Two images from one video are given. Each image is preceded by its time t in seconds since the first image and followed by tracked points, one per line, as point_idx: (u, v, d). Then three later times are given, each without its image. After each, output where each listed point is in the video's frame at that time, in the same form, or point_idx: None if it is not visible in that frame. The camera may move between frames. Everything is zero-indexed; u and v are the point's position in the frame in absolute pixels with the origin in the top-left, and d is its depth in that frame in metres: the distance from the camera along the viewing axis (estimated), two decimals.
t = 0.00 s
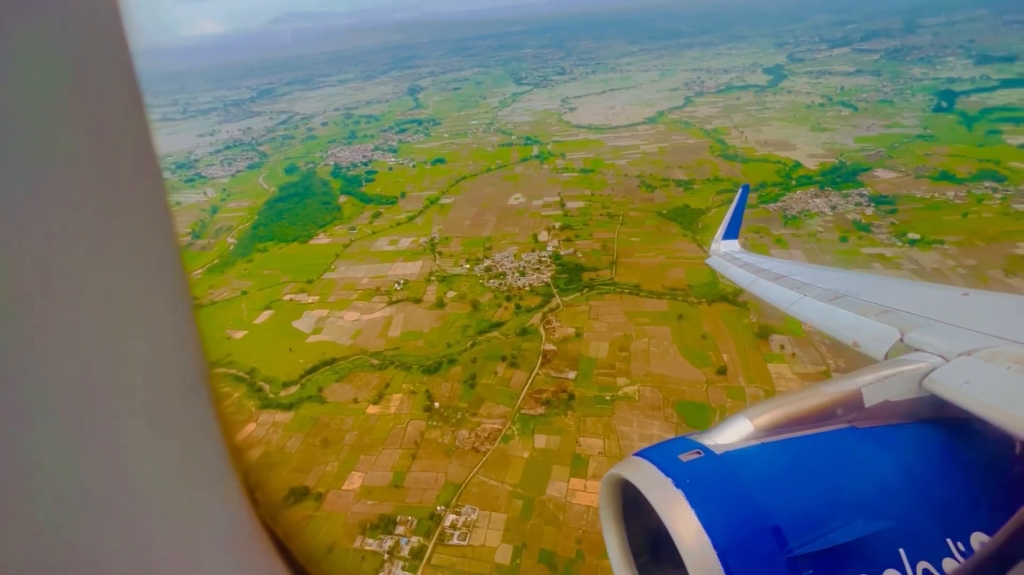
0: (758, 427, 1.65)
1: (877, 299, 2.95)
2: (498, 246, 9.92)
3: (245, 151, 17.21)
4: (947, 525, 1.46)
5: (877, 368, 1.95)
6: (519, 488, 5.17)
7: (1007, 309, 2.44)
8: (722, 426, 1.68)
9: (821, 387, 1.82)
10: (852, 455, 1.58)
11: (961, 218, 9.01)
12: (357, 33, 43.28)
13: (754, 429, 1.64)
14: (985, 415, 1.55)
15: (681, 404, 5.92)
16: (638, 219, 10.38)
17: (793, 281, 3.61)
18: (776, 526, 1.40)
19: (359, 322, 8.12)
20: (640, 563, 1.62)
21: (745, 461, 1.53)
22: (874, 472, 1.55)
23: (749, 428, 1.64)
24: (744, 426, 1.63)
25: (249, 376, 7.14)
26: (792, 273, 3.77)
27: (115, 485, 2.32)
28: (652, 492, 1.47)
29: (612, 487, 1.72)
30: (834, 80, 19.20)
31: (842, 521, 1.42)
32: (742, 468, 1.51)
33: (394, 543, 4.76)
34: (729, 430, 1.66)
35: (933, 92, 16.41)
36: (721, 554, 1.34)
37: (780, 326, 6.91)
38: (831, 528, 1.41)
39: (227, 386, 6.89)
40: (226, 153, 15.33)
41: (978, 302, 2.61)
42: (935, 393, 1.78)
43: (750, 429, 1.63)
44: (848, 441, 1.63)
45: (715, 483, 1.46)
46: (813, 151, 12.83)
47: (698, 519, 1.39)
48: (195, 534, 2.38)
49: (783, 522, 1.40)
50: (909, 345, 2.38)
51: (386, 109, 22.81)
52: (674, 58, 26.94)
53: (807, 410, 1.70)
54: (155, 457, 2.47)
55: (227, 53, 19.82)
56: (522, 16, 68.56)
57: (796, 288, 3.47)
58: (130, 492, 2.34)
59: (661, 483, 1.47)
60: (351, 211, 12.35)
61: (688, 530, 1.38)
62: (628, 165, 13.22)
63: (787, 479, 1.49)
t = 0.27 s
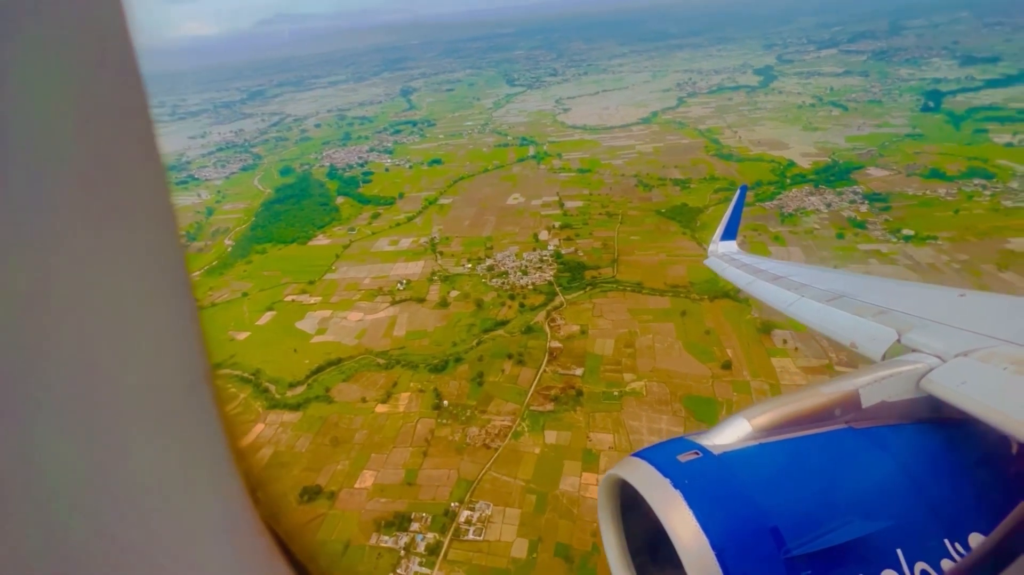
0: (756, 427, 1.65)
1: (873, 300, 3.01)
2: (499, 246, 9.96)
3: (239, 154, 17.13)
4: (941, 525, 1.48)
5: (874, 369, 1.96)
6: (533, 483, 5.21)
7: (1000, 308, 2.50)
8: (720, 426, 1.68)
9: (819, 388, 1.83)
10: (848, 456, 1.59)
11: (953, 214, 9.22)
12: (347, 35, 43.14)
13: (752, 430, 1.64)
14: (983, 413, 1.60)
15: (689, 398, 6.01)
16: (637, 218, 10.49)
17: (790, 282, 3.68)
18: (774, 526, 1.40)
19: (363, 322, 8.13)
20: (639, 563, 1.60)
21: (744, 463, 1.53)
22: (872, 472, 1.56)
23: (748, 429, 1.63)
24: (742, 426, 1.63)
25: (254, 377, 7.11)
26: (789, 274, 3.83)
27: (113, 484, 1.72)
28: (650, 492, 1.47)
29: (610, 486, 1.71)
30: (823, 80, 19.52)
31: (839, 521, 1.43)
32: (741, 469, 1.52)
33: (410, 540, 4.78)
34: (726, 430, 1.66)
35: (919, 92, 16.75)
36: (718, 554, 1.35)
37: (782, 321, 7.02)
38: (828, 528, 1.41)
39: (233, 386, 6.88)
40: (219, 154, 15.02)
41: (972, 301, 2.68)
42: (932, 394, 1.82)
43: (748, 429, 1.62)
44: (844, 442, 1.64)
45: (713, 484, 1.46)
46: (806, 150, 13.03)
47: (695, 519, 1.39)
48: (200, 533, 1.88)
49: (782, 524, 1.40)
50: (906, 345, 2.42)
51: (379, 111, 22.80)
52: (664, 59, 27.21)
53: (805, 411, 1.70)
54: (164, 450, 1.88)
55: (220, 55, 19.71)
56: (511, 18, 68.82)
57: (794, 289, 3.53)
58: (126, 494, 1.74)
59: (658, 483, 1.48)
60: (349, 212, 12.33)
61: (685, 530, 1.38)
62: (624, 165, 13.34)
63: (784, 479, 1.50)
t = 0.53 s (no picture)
0: (754, 431, 1.68)
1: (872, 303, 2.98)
2: (501, 247, 10.01)
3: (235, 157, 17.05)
4: (942, 528, 1.48)
5: (875, 372, 1.98)
6: (545, 480, 5.25)
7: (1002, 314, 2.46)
8: (719, 429, 1.73)
9: (817, 393, 1.87)
10: (847, 459, 1.62)
11: (945, 212, 9.42)
12: (338, 38, 43.06)
13: (750, 434, 1.68)
14: (984, 417, 1.55)
15: (696, 394, 6.08)
16: (637, 218, 10.59)
17: (789, 285, 3.64)
18: (773, 529, 1.42)
19: (367, 323, 8.13)
20: (637, 563, 1.65)
21: (743, 466, 1.56)
22: (871, 476, 1.58)
23: (745, 432, 1.67)
24: (740, 430, 1.67)
25: (260, 380, 7.09)
26: (788, 277, 3.79)
27: (123, 488, 2.07)
28: (649, 494, 1.50)
29: (610, 488, 1.74)
30: (813, 82, 19.82)
31: (836, 524, 1.45)
32: (740, 471, 1.55)
33: (427, 537, 4.80)
34: (725, 433, 1.70)
35: (907, 93, 17.06)
36: (717, 557, 1.36)
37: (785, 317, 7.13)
38: (826, 531, 1.43)
39: (240, 388, 6.85)
40: (214, 158, 14.46)
41: (972, 305, 2.64)
42: (931, 397, 1.79)
43: (745, 432, 1.66)
44: (843, 445, 1.67)
45: (713, 486, 1.49)
46: (800, 151, 13.23)
47: (695, 522, 1.41)
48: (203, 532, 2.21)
49: (780, 526, 1.43)
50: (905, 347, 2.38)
51: (374, 113, 22.80)
52: (655, 62, 27.46)
53: (803, 414, 1.75)
54: (171, 453, 2.26)
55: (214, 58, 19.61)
56: (501, 22, 69.06)
57: (792, 291, 3.49)
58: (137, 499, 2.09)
59: (659, 486, 1.50)
60: (348, 214, 12.32)
61: (685, 534, 1.40)
62: (621, 166, 13.46)
63: (784, 483, 1.52)
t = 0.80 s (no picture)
0: (755, 434, 1.74)
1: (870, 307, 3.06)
2: (503, 249, 10.06)
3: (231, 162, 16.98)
4: (941, 534, 1.51)
5: (874, 377, 2.06)
6: (559, 478, 5.29)
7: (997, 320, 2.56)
8: (721, 433, 1.78)
9: (818, 396, 1.93)
10: (845, 464, 1.65)
11: (938, 212, 9.62)
12: (329, 44, 43.01)
13: (751, 437, 1.74)
14: (982, 420, 1.63)
15: (703, 391, 6.16)
16: (637, 219, 10.69)
17: (787, 287, 3.69)
18: (773, 534, 1.45)
19: (373, 326, 8.15)
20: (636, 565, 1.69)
21: (743, 471, 1.59)
22: (869, 481, 1.61)
23: (746, 436, 1.73)
24: (741, 433, 1.73)
25: (267, 383, 7.06)
26: (787, 279, 3.84)
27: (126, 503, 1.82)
28: (649, 498, 1.53)
29: (610, 492, 1.76)
30: (804, 86, 20.14)
31: (838, 530, 1.47)
32: (739, 476, 1.58)
33: (443, 537, 4.82)
34: (728, 437, 1.75)
35: (896, 96, 17.39)
36: (718, 561, 1.39)
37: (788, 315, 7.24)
38: (827, 536, 1.45)
39: (246, 391, 6.83)
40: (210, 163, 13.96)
41: (968, 310, 2.73)
42: (931, 400, 1.88)
43: (747, 436, 1.72)
44: (842, 450, 1.70)
45: (714, 490, 1.52)
46: (794, 153, 13.43)
47: (694, 526, 1.44)
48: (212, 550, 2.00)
49: (781, 531, 1.45)
50: (905, 353, 2.49)
51: (368, 118, 22.81)
52: (647, 66, 27.75)
53: (803, 418, 1.82)
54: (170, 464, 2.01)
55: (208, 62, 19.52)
56: (492, 28, 69.36)
57: (792, 294, 3.55)
58: (148, 506, 1.89)
59: (659, 490, 1.53)
60: (347, 218, 12.32)
61: (685, 538, 1.43)
62: (619, 169, 13.58)
63: (785, 489, 1.55)
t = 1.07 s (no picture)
0: (756, 440, 1.66)
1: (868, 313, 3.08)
2: (505, 253, 10.11)
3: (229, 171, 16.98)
4: (944, 540, 1.48)
5: (875, 382, 1.99)
6: (572, 478, 5.32)
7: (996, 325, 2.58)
8: (720, 438, 1.70)
9: (820, 401, 1.84)
10: (847, 470, 1.60)
11: (932, 213, 9.82)
12: (322, 51, 43.13)
13: (752, 443, 1.65)
14: (986, 427, 1.57)
15: (711, 391, 6.22)
16: (637, 223, 10.79)
17: (787, 294, 3.73)
18: (776, 542, 1.39)
19: (378, 330, 8.14)
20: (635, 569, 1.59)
21: (746, 476, 1.53)
22: (872, 488, 1.56)
23: (746, 442, 1.65)
24: (741, 439, 1.64)
25: (274, 389, 7.02)
26: (787, 285, 3.88)
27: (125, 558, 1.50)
28: (650, 504, 1.46)
29: (611, 497, 1.66)
30: (795, 92, 20.49)
31: (841, 538, 1.42)
32: (741, 482, 1.52)
33: (459, 538, 4.83)
34: (725, 443, 1.67)
35: (885, 101, 17.74)
36: (719, 569, 1.34)
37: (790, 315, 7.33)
38: (829, 545, 1.40)
39: (254, 397, 6.79)
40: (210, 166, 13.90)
41: (966, 318, 2.75)
42: (932, 406, 1.81)
43: (747, 442, 1.64)
44: (844, 456, 1.65)
45: (715, 497, 1.46)
46: (788, 157, 13.64)
47: (695, 533, 1.39)
48: None
49: (784, 538, 1.40)
50: (906, 357, 2.49)
51: (365, 125, 22.89)
52: (640, 73, 28.10)
53: (807, 422, 1.73)
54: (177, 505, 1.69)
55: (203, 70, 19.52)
56: (483, 35, 69.85)
57: (792, 300, 3.58)
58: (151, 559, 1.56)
59: (659, 495, 1.47)
60: (348, 224, 12.34)
61: (685, 545, 1.37)
62: (617, 173, 13.71)
63: (788, 495, 1.49)
